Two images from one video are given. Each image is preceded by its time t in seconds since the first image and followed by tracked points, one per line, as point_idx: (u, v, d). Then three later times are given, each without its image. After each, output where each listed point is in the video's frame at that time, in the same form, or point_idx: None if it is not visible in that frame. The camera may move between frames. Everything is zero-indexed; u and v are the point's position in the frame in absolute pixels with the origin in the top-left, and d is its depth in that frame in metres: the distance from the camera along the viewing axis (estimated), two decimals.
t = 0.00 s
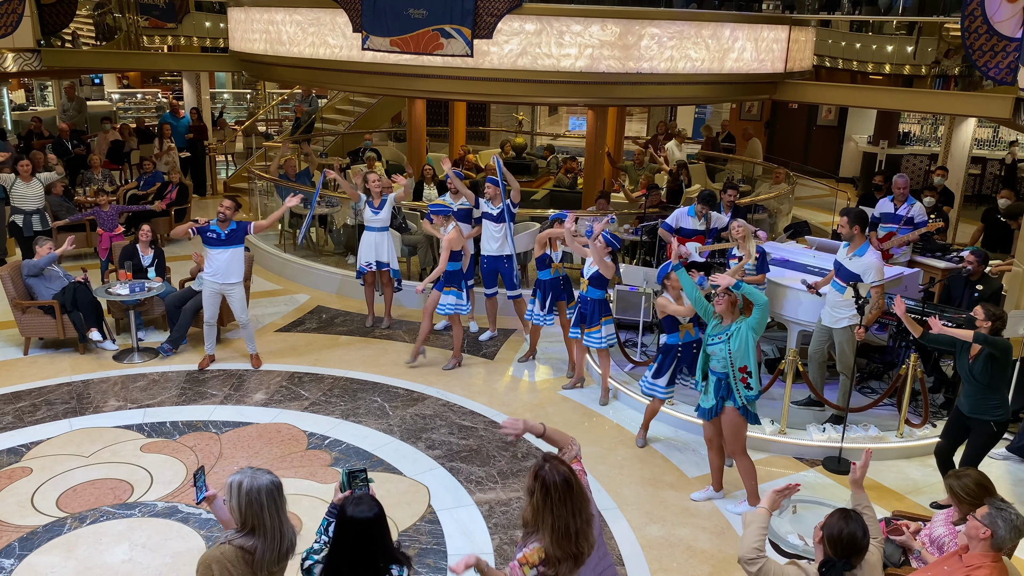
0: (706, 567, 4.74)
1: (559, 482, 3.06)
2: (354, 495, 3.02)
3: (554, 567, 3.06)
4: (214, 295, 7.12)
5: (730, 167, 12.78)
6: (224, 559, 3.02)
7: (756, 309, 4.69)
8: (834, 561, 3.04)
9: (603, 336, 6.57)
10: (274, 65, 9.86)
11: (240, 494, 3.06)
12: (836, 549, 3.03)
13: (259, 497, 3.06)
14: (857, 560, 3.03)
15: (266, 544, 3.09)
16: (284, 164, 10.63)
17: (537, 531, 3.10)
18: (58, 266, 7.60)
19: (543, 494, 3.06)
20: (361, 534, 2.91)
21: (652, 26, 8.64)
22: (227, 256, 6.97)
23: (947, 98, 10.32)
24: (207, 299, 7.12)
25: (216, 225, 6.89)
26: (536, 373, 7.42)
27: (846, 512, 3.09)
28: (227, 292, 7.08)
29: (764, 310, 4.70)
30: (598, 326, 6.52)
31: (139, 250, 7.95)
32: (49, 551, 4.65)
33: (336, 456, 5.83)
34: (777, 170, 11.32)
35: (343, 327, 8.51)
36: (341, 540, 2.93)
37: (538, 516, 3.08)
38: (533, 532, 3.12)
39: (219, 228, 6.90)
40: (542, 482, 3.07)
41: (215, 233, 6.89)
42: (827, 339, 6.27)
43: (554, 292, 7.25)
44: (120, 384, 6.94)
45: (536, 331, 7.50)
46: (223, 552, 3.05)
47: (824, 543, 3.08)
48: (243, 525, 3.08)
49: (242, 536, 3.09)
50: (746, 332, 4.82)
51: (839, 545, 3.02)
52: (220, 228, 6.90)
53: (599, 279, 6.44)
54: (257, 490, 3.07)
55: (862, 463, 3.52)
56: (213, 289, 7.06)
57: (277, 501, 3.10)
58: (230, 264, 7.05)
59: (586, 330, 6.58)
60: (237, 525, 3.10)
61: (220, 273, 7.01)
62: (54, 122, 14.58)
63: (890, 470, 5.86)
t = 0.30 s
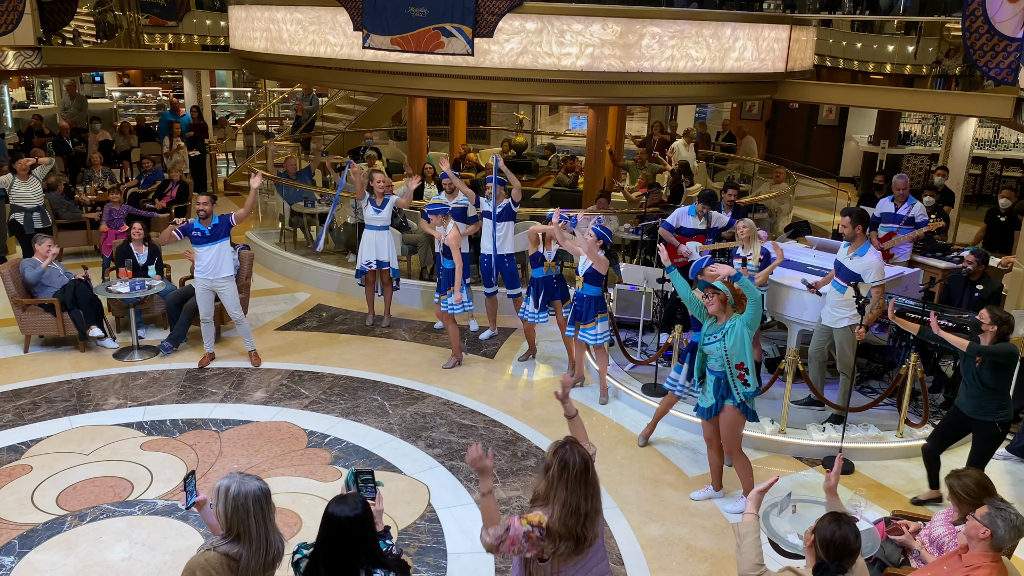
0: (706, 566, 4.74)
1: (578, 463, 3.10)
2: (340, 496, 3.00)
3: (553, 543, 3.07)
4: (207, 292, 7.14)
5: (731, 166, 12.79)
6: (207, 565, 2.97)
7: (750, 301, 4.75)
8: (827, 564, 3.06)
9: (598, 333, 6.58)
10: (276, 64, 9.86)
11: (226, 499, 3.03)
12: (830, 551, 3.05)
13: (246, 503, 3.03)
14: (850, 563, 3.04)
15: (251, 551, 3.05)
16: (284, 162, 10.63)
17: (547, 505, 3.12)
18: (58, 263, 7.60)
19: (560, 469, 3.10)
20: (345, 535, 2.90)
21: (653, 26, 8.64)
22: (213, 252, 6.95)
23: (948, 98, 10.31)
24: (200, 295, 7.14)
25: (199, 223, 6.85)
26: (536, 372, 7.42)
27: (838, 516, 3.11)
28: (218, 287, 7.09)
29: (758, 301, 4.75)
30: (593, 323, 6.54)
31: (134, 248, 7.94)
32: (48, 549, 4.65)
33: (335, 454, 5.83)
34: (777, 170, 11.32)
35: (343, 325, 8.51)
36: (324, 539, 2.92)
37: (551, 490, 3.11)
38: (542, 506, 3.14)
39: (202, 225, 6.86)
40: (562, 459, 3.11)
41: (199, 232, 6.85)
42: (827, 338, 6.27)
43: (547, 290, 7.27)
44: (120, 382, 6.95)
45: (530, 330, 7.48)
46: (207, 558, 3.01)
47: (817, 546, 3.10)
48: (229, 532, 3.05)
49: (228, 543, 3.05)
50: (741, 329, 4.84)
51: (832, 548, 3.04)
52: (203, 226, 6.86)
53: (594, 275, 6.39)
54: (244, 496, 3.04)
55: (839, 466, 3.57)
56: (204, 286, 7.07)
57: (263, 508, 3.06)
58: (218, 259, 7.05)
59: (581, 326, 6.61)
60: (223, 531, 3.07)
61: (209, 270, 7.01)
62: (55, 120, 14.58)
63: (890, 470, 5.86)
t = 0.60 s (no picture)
0: (707, 565, 4.74)
1: (595, 456, 3.17)
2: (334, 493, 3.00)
3: (569, 528, 3.15)
4: (208, 290, 7.14)
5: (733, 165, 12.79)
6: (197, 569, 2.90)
7: (754, 303, 4.70)
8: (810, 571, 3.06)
9: (600, 330, 6.56)
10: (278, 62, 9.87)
11: (219, 501, 2.97)
12: (813, 561, 3.04)
13: (239, 506, 2.97)
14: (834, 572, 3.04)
15: (242, 557, 2.97)
16: (286, 160, 10.63)
17: (562, 494, 3.18)
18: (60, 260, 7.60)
19: (576, 461, 3.16)
20: (336, 533, 2.90)
21: (656, 24, 8.63)
22: (214, 251, 6.97)
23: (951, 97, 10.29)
24: (201, 294, 7.13)
25: (197, 224, 6.87)
26: (537, 371, 7.41)
27: (823, 525, 3.10)
28: (220, 285, 7.11)
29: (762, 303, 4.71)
30: (596, 321, 6.52)
31: (132, 246, 7.94)
32: (50, 546, 4.66)
33: (337, 452, 5.84)
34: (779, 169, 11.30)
35: (345, 323, 8.51)
36: (316, 535, 2.93)
37: (567, 480, 3.17)
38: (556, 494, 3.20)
39: (200, 225, 6.89)
40: (579, 453, 3.17)
41: (199, 232, 6.88)
42: (829, 338, 6.26)
43: (541, 287, 7.23)
44: (122, 379, 6.96)
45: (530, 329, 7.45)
46: (198, 563, 2.94)
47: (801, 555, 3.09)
48: (219, 537, 2.98)
49: (218, 548, 2.98)
50: (745, 329, 4.83)
51: (816, 558, 3.03)
52: (202, 226, 6.89)
53: (595, 273, 6.38)
54: (238, 499, 2.98)
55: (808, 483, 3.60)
56: (206, 284, 7.08)
57: (256, 513, 2.99)
58: (221, 257, 7.07)
59: (584, 324, 6.59)
60: (214, 535, 3.00)
61: (211, 268, 7.02)
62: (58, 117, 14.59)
63: (892, 470, 5.85)
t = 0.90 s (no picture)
0: (710, 563, 4.74)
1: (607, 454, 3.18)
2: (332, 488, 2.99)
3: (580, 522, 3.16)
4: (219, 286, 7.15)
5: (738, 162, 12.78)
6: (193, 565, 2.91)
7: (769, 306, 4.68)
8: None
9: (607, 329, 6.55)
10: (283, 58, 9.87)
11: (218, 498, 2.94)
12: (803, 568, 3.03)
13: (234, 504, 2.92)
14: None
15: (236, 555, 2.93)
16: (291, 157, 10.64)
17: (574, 488, 3.19)
18: (65, 256, 7.61)
19: (588, 458, 3.17)
20: (332, 529, 2.90)
21: (661, 21, 8.62)
22: (229, 247, 6.98)
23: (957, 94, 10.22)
24: (212, 290, 7.13)
25: (212, 220, 6.86)
26: (540, 368, 7.41)
27: (811, 529, 3.09)
28: (231, 282, 7.12)
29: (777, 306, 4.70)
30: (603, 320, 6.51)
31: (138, 242, 7.96)
32: (55, 541, 4.67)
33: (341, 448, 5.85)
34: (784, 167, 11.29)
35: (349, 320, 8.52)
36: (313, 530, 2.93)
37: (579, 476, 3.17)
38: (567, 489, 3.22)
39: (216, 222, 6.87)
40: (591, 451, 3.18)
41: (214, 229, 6.87)
42: (833, 336, 6.27)
43: (539, 283, 7.20)
44: (127, 375, 6.97)
45: (531, 326, 7.41)
46: (195, 558, 2.94)
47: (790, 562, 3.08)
48: (216, 533, 2.96)
49: (215, 544, 2.97)
50: (757, 330, 4.82)
51: (805, 565, 3.02)
52: (216, 223, 6.88)
53: (604, 272, 6.40)
54: (236, 497, 2.93)
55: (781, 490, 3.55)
56: (218, 280, 7.08)
57: (252, 514, 2.93)
58: (234, 253, 7.09)
59: (591, 323, 6.58)
60: (212, 531, 2.98)
61: (224, 263, 7.03)
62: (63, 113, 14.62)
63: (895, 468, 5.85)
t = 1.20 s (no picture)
0: (714, 561, 4.74)
1: (611, 453, 3.16)
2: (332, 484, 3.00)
3: (590, 524, 3.17)
4: (235, 280, 7.15)
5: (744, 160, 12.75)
6: (197, 555, 2.92)
7: (783, 309, 4.68)
8: None
9: (618, 329, 6.56)
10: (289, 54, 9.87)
11: (226, 490, 2.96)
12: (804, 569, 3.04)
13: (240, 497, 2.93)
14: None
15: (239, 547, 2.93)
16: (296, 153, 10.64)
17: (580, 489, 3.18)
18: (72, 251, 7.62)
19: (592, 458, 3.15)
20: (331, 524, 2.91)
21: (667, 18, 8.60)
22: (251, 241, 7.00)
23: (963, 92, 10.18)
24: (228, 284, 7.14)
25: (238, 213, 6.87)
26: (545, 365, 7.41)
27: (809, 528, 3.09)
28: (248, 276, 7.13)
29: (792, 309, 4.69)
30: (614, 319, 6.51)
31: (149, 237, 7.97)
32: (61, 535, 4.69)
33: (345, 444, 5.86)
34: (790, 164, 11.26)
35: (354, 316, 8.53)
36: (311, 526, 2.93)
37: (585, 477, 3.16)
38: (573, 489, 3.21)
39: (241, 215, 6.89)
40: (594, 451, 3.16)
41: (238, 221, 6.88)
42: (838, 334, 6.25)
43: (540, 279, 7.20)
44: (132, 370, 7.00)
45: (535, 321, 7.41)
46: (200, 549, 2.95)
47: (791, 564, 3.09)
48: (222, 525, 2.97)
49: (220, 536, 2.97)
50: (770, 332, 4.83)
51: (806, 566, 3.03)
52: (242, 215, 6.89)
53: (616, 272, 6.39)
54: (243, 490, 2.94)
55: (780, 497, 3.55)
56: (235, 274, 7.09)
57: (257, 508, 2.93)
58: (254, 247, 7.10)
59: (602, 323, 6.57)
60: (218, 522, 2.99)
61: (244, 257, 7.04)
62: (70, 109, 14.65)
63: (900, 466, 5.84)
